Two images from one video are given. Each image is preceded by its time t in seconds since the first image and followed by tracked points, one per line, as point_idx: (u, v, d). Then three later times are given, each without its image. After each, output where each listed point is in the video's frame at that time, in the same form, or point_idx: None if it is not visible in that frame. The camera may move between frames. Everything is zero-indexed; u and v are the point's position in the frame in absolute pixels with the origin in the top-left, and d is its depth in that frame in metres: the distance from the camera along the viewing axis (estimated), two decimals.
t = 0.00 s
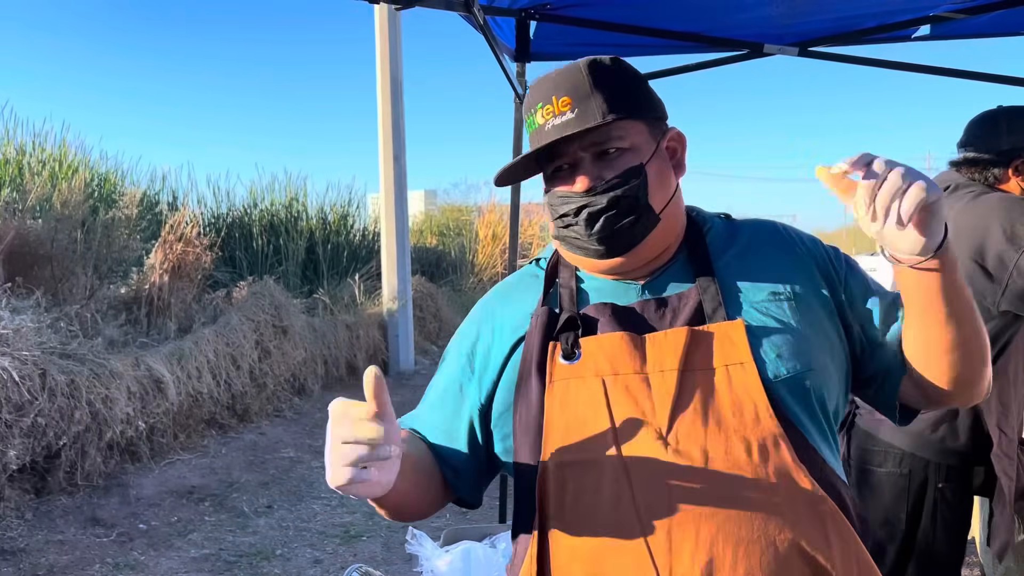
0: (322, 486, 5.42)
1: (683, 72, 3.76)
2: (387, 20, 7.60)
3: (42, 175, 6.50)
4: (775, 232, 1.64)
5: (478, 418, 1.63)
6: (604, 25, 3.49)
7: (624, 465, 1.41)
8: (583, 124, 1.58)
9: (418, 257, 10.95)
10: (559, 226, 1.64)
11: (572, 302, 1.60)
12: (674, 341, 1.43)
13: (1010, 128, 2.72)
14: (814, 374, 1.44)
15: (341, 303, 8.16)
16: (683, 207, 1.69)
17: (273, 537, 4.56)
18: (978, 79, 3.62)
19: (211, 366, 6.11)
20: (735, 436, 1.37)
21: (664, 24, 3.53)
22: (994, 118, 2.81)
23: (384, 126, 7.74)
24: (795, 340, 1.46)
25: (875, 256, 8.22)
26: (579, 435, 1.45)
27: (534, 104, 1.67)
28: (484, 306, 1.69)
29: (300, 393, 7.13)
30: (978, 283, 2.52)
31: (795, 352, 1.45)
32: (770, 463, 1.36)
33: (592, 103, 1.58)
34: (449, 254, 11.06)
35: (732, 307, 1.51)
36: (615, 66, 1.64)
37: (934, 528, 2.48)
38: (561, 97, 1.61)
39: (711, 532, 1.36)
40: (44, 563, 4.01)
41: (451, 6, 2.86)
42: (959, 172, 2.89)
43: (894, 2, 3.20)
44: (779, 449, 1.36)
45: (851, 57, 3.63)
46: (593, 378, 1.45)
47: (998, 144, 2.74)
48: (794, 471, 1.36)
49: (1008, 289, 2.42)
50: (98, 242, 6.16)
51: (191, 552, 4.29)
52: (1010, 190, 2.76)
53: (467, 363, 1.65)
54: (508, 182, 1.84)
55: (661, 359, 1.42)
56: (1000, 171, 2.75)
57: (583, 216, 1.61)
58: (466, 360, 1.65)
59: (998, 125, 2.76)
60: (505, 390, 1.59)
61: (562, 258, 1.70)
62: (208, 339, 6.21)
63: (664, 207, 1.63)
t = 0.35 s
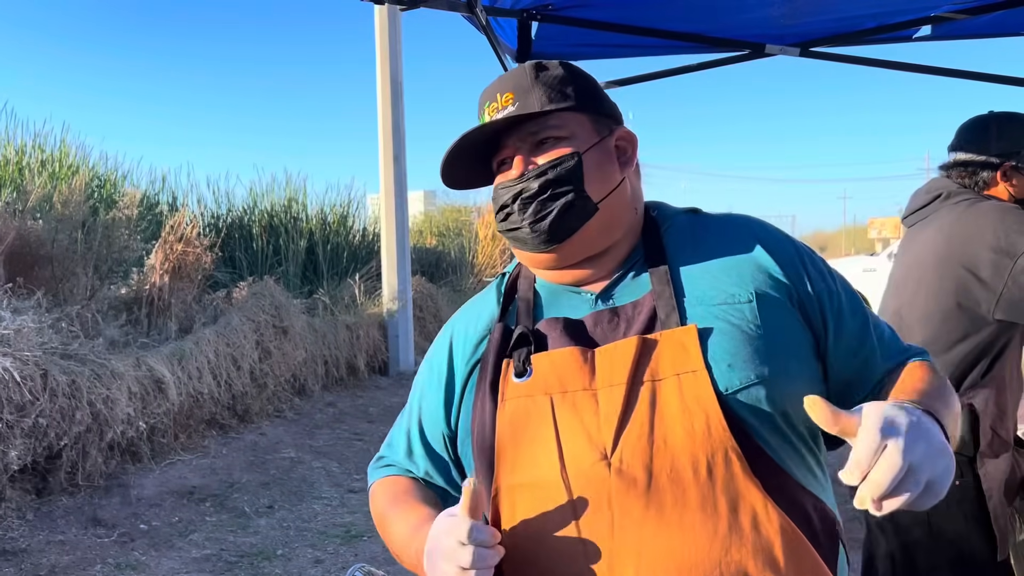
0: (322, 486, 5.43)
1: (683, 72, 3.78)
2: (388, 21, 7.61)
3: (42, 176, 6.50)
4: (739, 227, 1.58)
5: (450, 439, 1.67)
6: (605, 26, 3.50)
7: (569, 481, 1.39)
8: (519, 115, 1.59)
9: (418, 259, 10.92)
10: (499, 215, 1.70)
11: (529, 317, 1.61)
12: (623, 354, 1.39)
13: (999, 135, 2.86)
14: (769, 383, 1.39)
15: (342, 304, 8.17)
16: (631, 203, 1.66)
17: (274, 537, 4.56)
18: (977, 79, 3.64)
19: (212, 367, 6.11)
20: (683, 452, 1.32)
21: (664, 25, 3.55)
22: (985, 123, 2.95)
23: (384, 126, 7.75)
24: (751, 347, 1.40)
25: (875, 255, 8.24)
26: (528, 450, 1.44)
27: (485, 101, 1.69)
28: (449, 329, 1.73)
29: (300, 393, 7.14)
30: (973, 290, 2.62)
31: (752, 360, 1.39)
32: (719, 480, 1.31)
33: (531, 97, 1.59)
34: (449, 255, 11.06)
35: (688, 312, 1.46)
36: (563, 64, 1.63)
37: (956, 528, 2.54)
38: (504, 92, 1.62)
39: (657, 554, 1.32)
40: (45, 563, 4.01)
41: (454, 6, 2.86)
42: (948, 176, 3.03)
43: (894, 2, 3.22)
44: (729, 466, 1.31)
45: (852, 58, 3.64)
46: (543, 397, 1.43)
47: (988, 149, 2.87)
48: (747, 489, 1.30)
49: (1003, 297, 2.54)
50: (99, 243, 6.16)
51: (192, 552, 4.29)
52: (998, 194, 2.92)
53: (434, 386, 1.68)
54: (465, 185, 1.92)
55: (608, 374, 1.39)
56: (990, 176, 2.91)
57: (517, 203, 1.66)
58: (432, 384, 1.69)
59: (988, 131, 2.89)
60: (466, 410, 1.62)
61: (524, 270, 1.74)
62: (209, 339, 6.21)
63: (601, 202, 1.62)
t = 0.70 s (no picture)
0: (323, 486, 5.42)
1: (685, 72, 3.79)
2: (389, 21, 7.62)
3: (42, 176, 6.51)
4: (765, 234, 1.56)
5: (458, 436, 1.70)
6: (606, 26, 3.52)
7: (563, 491, 1.42)
8: (545, 112, 1.59)
9: (418, 259, 10.94)
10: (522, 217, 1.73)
11: (541, 318, 1.62)
12: (628, 364, 1.39)
13: (997, 133, 2.86)
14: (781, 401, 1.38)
15: (342, 304, 8.17)
16: (654, 208, 1.67)
17: (274, 537, 4.56)
18: (978, 79, 3.64)
19: (212, 367, 6.11)
20: (678, 470, 1.34)
21: (666, 25, 3.55)
22: (982, 121, 2.95)
23: (384, 126, 7.75)
24: (766, 362, 1.39)
25: (875, 255, 8.24)
26: (525, 457, 1.47)
27: (507, 93, 1.68)
28: (466, 324, 1.76)
29: (300, 394, 7.14)
30: (972, 291, 2.63)
31: (765, 376, 1.38)
32: (713, 500, 1.31)
33: (557, 91, 1.58)
34: (449, 255, 11.07)
35: (700, 323, 1.46)
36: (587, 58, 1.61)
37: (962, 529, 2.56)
38: (526, 87, 1.62)
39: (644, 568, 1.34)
40: (46, 564, 4.01)
41: (457, 6, 2.87)
42: (946, 174, 3.04)
43: (895, 2, 3.22)
44: (726, 489, 1.31)
45: (853, 58, 3.65)
46: (542, 404, 1.45)
47: (985, 148, 2.88)
48: (741, 512, 1.30)
49: (1003, 297, 2.54)
50: (99, 243, 6.16)
51: (193, 552, 4.29)
52: (995, 193, 2.94)
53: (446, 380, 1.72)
54: (485, 177, 1.91)
55: (610, 386, 1.39)
56: (986, 175, 2.93)
57: (539, 206, 1.68)
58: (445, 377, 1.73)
59: (985, 129, 2.90)
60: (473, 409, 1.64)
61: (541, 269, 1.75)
62: (210, 339, 6.21)
63: (625, 206, 1.63)
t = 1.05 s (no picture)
0: (322, 487, 5.42)
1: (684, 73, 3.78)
2: (387, 22, 7.61)
3: (41, 176, 6.51)
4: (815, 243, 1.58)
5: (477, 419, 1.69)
6: (607, 26, 3.52)
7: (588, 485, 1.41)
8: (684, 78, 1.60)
9: (418, 259, 10.93)
10: (632, 179, 1.65)
11: (573, 305, 1.61)
12: (664, 358, 1.39)
13: (1002, 134, 2.86)
14: (821, 406, 1.39)
15: (341, 305, 8.15)
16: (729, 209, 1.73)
17: (273, 538, 4.55)
18: (978, 79, 3.63)
19: (211, 367, 6.10)
20: (714, 470, 1.34)
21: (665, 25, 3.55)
22: (987, 123, 2.95)
23: (383, 127, 7.74)
24: (807, 368, 1.41)
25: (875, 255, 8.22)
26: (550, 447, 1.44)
27: (623, 46, 1.63)
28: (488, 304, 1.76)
29: (300, 394, 7.13)
30: (974, 292, 2.62)
31: (804, 381, 1.40)
32: (748, 502, 1.32)
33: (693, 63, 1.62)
34: (448, 255, 11.07)
35: (741, 323, 1.47)
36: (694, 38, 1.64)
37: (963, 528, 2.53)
38: (661, 46, 1.60)
39: (674, 569, 1.34)
40: (44, 565, 4.00)
41: (455, 7, 2.86)
42: (948, 175, 3.04)
43: (894, 2, 3.21)
44: (762, 492, 1.32)
45: (852, 58, 3.64)
46: (572, 393, 1.44)
47: (990, 149, 2.88)
48: (777, 515, 1.31)
49: (1004, 298, 2.54)
50: (98, 243, 6.17)
51: (192, 553, 4.29)
52: (998, 195, 2.93)
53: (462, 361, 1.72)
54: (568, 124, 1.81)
55: (646, 379, 1.39)
56: (990, 175, 2.92)
57: (666, 171, 1.63)
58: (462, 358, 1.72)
59: (991, 130, 2.89)
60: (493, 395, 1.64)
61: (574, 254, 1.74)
62: (208, 340, 6.20)
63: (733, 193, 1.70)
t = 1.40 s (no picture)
0: (321, 487, 5.42)
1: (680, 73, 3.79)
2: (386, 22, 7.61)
3: (39, 177, 6.51)
4: (844, 253, 1.67)
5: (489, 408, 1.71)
6: (605, 26, 3.53)
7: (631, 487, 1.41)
8: (720, 68, 1.64)
9: (416, 259, 10.93)
10: (668, 175, 1.68)
11: (602, 297, 1.63)
12: (707, 359, 1.43)
13: (999, 136, 2.88)
14: (857, 413, 1.47)
15: (339, 305, 8.14)
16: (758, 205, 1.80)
17: (271, 539, 4.55)
18: (974, 79, 3.64)
19: (209, 368, 6.10)
20: (762, 474, 1.38)
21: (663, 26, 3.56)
22: (985, 126, 2.96)
23: (381, 127, 7.74)
24: (844, 375, 1.49)
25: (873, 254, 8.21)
26: (590, 448, 1.44)
27: (655, 37, 1.66)
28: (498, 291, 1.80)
29: (297, 394, 7.13)
30: (970, 291, 2.63)
31: (842, 389, 1.48)
32: (795, 505, 1.37)
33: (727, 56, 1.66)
34: (446, 256, 11.06)
35: (781, 330, 1.53)
36: (724, 33, 1.68)
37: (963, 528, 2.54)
38: (694, 36, 1.64)
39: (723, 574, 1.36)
40: (41, 566, 4.00)
41: (451, 7, 2.87)
42: (947, 176, 3.05)
43: (891, 3, 3.22)
44: (810, 497, 1.37)
45: (849, 59, 3.65)
46: (609, 390, 1.44)
47: (988, 151, 2.89)
48: (823, 517, 1.37)
49: (1001, 298, 2.54)
50: (95, 244, 6.18)
51: (190, 554, 4.28)
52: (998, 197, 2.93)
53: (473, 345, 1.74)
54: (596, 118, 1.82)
55: (688, 379, 1.42)
56: (990, 177, 2.91)
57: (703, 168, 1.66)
58: (473, 343, 1.74)
59: (989, 132, 2.91)
60: (512, 380, 1.64)
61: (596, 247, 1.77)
62: (206, 340, 6.21)
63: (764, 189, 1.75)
